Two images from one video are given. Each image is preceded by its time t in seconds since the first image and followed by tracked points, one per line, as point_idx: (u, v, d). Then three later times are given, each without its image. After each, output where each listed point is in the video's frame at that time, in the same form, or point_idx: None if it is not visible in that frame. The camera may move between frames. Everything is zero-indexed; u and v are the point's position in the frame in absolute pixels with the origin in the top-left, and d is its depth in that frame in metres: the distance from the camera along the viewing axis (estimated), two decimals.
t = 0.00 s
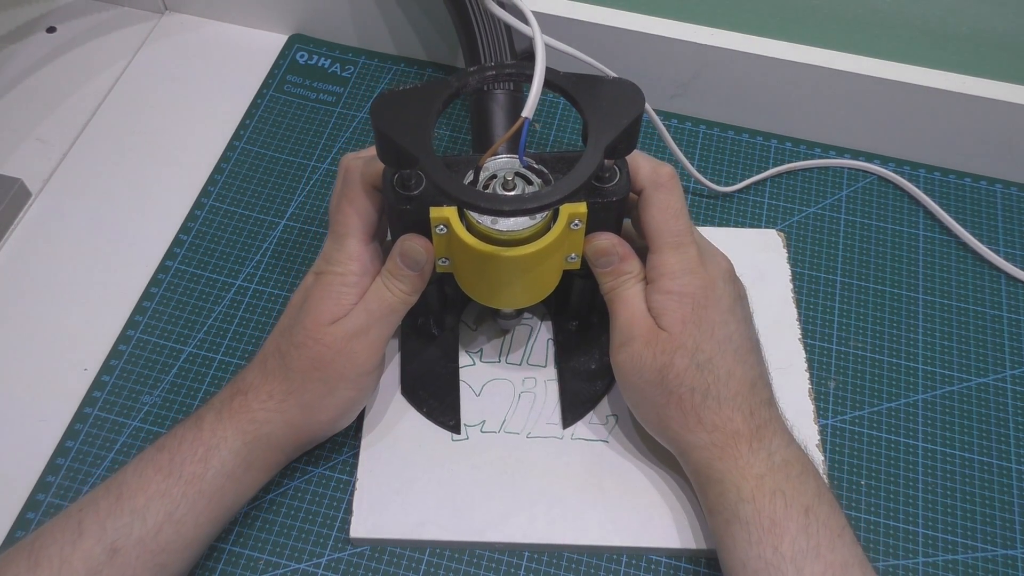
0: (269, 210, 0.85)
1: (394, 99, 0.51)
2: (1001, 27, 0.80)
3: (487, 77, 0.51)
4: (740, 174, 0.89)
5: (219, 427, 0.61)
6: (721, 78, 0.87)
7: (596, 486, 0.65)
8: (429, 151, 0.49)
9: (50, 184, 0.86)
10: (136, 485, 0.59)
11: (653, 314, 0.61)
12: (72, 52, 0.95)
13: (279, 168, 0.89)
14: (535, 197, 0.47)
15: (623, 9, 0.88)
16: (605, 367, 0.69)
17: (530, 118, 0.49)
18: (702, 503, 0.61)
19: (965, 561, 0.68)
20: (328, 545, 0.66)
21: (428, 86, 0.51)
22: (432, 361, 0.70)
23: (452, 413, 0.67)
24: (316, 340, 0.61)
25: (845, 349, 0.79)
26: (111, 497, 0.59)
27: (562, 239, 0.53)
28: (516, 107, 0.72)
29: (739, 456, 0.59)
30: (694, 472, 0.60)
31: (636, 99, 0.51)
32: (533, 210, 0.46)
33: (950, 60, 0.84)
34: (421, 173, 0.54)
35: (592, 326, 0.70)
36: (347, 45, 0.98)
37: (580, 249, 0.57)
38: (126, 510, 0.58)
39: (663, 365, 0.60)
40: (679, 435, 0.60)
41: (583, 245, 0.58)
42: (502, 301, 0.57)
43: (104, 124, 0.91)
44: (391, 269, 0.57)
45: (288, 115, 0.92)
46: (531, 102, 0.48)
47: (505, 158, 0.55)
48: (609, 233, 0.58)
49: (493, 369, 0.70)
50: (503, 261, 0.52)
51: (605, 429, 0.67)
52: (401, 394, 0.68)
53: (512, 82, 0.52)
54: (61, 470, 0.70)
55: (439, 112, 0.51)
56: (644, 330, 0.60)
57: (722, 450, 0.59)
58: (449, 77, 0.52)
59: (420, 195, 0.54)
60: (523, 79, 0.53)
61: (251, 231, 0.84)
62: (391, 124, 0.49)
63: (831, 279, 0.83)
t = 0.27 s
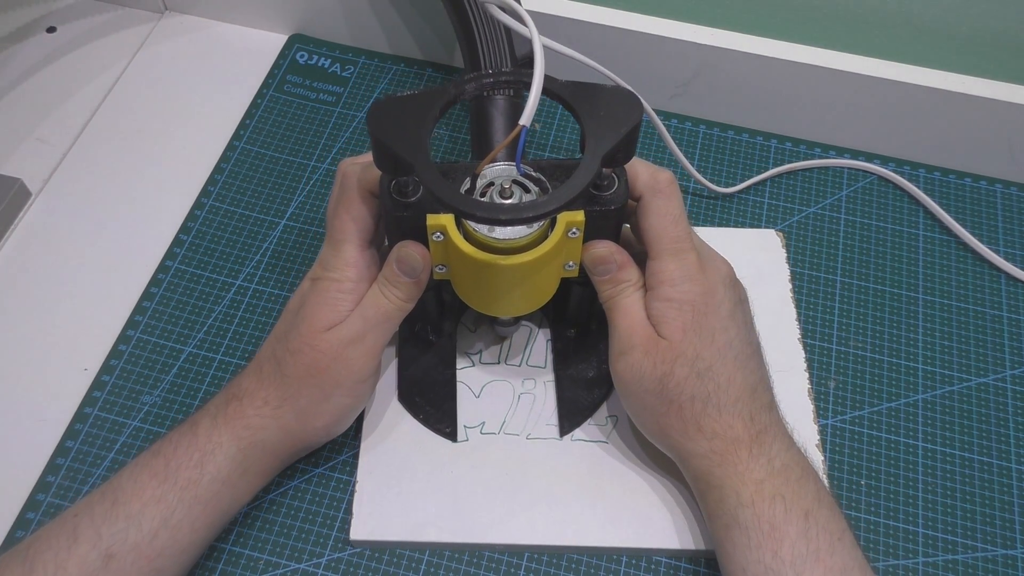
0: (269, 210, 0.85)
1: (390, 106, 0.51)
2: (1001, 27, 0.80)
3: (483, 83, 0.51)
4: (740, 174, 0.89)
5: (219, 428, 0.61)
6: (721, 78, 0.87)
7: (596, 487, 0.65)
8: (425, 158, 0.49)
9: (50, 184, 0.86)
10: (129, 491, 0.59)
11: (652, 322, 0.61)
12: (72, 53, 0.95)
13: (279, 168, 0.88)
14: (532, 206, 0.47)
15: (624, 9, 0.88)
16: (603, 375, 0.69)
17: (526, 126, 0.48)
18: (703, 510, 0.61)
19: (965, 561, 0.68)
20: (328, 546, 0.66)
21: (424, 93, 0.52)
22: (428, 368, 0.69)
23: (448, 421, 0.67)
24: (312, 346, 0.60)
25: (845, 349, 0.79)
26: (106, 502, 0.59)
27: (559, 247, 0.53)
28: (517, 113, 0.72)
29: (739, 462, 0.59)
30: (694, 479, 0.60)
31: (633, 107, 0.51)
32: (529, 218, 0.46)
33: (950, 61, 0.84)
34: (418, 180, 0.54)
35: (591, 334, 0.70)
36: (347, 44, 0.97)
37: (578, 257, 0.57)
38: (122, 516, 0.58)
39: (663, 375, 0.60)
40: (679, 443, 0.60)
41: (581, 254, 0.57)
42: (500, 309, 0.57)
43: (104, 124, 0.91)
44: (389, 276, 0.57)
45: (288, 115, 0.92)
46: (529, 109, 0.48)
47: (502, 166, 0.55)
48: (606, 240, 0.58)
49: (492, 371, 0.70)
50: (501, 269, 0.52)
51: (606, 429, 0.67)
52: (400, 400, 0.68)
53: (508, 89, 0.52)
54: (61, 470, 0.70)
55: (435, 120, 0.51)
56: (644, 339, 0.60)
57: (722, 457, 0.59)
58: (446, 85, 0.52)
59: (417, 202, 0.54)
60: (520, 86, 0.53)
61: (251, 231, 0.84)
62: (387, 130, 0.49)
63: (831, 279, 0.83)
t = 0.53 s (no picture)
0: (269, 210, 0.86)
1: (387, 114, 0.51)
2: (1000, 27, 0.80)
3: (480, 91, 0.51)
4: (740, 174, 0.89)
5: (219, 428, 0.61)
6: (721, 78, 0.87)
7: (596, 488, 0.65)
8: (421, 166, 0.49)
9: (51, 184, 0.86)
10: (122, 501, 0.59)
11: (652, 330, 0.61)
12: (71, 53, 0.95)
13: (279, 168, 0.88)
14: (529, 215, 0.47)
15: (624, 9, 0.88)
16: (600, 384, 0.69)
17: (524, 134, 0.49)
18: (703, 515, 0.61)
19: (965, 561, 0.68)
20: (328, 546, 0.67)
21: (421, 100, 0.52)
22: (426, 374, 0.70)
23: (445, 428, 0.67)
24: (308, 353, 0.60)
25: (845, 349, 0.79)
26: (101, 510, 0.59)
27: (557, 254, 0.53)
28: (517, 118, 0.72)
29: (739, 468, 0.59)
30: (694, 485, 0.61)
31: (632, 116, 0.51)
32: (526, 228, 0.47)
33: (950, 60, 0.84)
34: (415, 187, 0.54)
35: (589, 342, 0.71)
36: (347, 45, 0.97)
37: (577, 266, 0.57)
38: (115, 526, 0.58)
39: (663, 383, 0.59)
40: (679, 450, 0.61)
41: (580, 262, 0.57)
42: (498, 316, 0.57)
43: (104, 124, 0.91)
44: (386, 283, 0.57)
45: (288, 115, 0.92)
46: (527, 118, 0.48)
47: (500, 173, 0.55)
48: (605, 248, 0.58)
49: (491, 372, 0.70)
50: (499, 277, 0.52)
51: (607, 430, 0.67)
52: (398, 407, 0.68)
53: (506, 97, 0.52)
54: (61, 470, 0.71)
55: (432, 127, 0.51)
56: (643, 347, 0.60)
57: (721, 463, 0.59)
58: (443, 92, 0.52)
59: (415, 209, 0.54)
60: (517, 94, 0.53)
61: (252, 230, 0.84)
62: (383, 137, 0.49)
63: (831, 279, 0.83)
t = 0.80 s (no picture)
0: (269, 210, 0.86)
1: (383, 122, 0.51)
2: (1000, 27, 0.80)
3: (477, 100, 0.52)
4: (740, 174, 0.89)
5: (219, 430, 0.62)
6: (721, 78, 0.87)
7: (596, 489, 0.65)
8: (419, 175, 0.49)
9: (51, 184, 0.86)
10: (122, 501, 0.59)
11: (652, 339, 0.61)
12: (71, 53, 0.95)
13: (279, 168, 0.88)
14: (528, 225, 0.47)
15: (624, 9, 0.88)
16: (598, 392, 0.69)
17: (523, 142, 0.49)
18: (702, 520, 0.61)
19: (965, 561, 0.68)
20: (328, 545, 0.67)
21: (418, 109, 0.52)
22: (423, 381, 0.69)
23: (441, 435, 0.67)
24: (302, 360, 0.60)
25: (845, 349, 0.79)
26: (97, 514, 0.59)
27: (555, 263, 0.53)
28: (515, 124, 0.72)
29: (738, 474, 0.59)
30: (693, 491, 0.61)
31: (630, 125, 0.51)
32: (525, 238, 0.47)
33: (950, 61, 0.84)
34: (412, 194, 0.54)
35: (587, 349, 0.71)
36: (347, 45, 0.97)
37: (575, 275, 0.57)
38: (114, 526, 0.58)
39: (663, 393, 0.59)
40: (679, 457, 0.61)
41: (578, 270, 0.57)
42: (495, 324, 0.56)
43: (104, 124, 0.91)
44: (383, 290, 0.57)
45: (288, 115, 0.92)
46: (524, 126, 0.48)
47: (498, 182, 0.55)
48: (603, 257, 0.58)
49: (491, 374, 0.70)
50: (496, 285, 0.52)
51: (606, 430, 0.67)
52: (396, 414, 0.68)
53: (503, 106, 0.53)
54: (61, 470, 0.71)
55: (429, 136, 0.51)
56: (643, 357, 0.60)
57: (721, 470, 0.59)
58: (440, 100, 0.53)
59: (411, 217, 0.54)
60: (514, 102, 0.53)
61: (251, 230, 0.84)
62: (381, 147, 0.50)
63: (831, 279, 0.83)
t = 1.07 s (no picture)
0: (269, 210, 0.85)
1: (381, 130, 0.51)
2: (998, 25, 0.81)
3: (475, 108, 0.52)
4: (740, 174, 0.89)
5: (220, 431, 0.62)
6: (721, 78, 0.86)
7: (597, 490, 0.65)
8: (416, 184, 0.49)
9: (51, 184, 0.86)
10: (115, 512, 0.59)
11: (651, 348, 0.60)
12: (71, 53, 0.95)
13: (279, 168, 0.88)
14: (527, 234, 0.47)
15: (624, 9, 0.88)
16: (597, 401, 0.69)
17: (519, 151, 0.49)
18: (702, 525, 0.61)
19: (965, 561, 0.68)
20: (328, 546, 0.67)
21: (416, 117, 0.52)
22: (421, 390, 0.69)
23: (440, 444, 0.67)
24: (298, 369, 0.60)
25: (845, 349, 0.79)
26: (91, 522, 0.59)
27: (553, 272, 0.53)
28: (514, 130, 0.71)
29: (738, 479, 0.59)
30: (693, 496, 0.61)
31: (628, 134, 0.51)
32: (524, 247, 0.47)
33: (950, 61, 0.84)
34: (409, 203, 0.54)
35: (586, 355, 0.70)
36: (346, 45, 0.97)
37: (573, 282, 0.57)
38: (107, 537, 0.58)
39: (663, 402, 0.59)
40: (679, 465, 0.60)
41: (576, 278, 0.57)
42: (493, 332, 0.57)
43: (104, 124, 0.91)
44: (379, 299, 0.57)
45: (288, 114, 0.92)
46: (522, 136, 0.48)
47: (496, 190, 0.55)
48: (602, 265, 0.58)
49: (491, 375, 0.70)
50: (494, 294, 0.52)
51: (606, 431, 0.67)
52: (393, 423, 0.68)
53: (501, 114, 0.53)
54: (61, 470, 0.71)
55: (427, 144, 0.51)
56: (643, 366, 0.60)
57: (721, 476, 0.59)
58: (438, 108, 0.53)
59: (408, 226, 0.54)
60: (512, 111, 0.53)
61: (251, 230, 0.84)
62: (377, 154, 0.50)
63: (831, 279, 0.83)
